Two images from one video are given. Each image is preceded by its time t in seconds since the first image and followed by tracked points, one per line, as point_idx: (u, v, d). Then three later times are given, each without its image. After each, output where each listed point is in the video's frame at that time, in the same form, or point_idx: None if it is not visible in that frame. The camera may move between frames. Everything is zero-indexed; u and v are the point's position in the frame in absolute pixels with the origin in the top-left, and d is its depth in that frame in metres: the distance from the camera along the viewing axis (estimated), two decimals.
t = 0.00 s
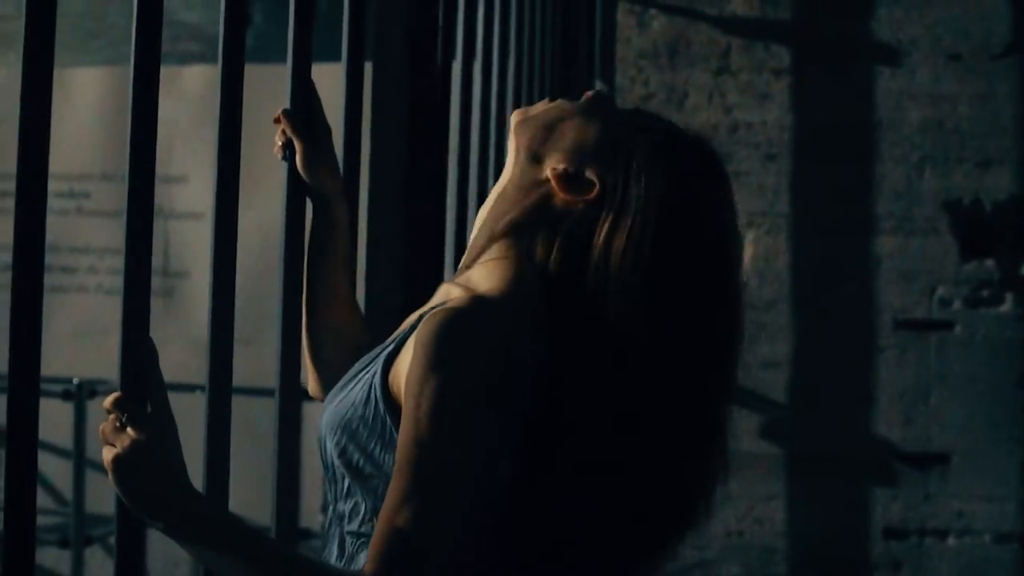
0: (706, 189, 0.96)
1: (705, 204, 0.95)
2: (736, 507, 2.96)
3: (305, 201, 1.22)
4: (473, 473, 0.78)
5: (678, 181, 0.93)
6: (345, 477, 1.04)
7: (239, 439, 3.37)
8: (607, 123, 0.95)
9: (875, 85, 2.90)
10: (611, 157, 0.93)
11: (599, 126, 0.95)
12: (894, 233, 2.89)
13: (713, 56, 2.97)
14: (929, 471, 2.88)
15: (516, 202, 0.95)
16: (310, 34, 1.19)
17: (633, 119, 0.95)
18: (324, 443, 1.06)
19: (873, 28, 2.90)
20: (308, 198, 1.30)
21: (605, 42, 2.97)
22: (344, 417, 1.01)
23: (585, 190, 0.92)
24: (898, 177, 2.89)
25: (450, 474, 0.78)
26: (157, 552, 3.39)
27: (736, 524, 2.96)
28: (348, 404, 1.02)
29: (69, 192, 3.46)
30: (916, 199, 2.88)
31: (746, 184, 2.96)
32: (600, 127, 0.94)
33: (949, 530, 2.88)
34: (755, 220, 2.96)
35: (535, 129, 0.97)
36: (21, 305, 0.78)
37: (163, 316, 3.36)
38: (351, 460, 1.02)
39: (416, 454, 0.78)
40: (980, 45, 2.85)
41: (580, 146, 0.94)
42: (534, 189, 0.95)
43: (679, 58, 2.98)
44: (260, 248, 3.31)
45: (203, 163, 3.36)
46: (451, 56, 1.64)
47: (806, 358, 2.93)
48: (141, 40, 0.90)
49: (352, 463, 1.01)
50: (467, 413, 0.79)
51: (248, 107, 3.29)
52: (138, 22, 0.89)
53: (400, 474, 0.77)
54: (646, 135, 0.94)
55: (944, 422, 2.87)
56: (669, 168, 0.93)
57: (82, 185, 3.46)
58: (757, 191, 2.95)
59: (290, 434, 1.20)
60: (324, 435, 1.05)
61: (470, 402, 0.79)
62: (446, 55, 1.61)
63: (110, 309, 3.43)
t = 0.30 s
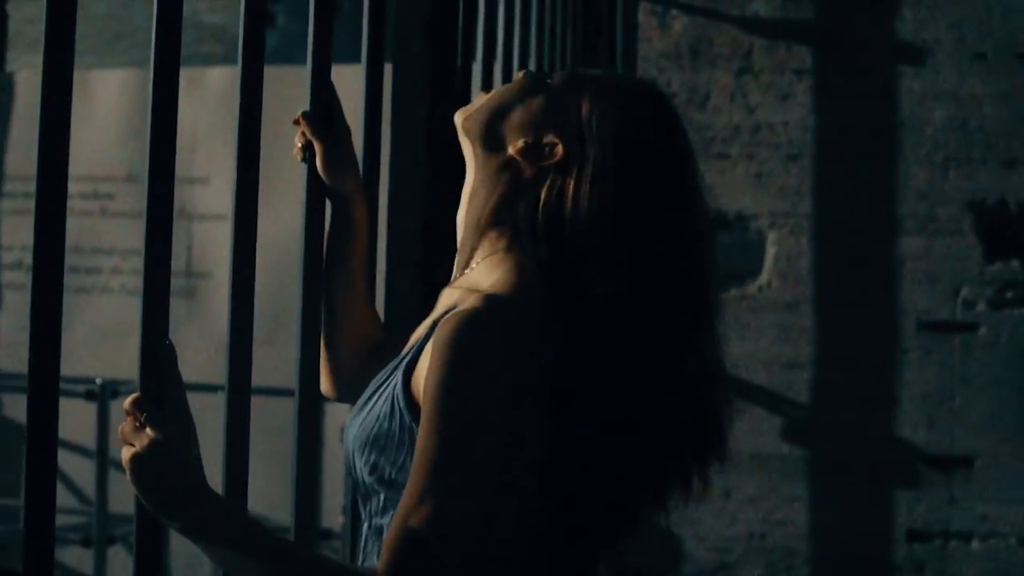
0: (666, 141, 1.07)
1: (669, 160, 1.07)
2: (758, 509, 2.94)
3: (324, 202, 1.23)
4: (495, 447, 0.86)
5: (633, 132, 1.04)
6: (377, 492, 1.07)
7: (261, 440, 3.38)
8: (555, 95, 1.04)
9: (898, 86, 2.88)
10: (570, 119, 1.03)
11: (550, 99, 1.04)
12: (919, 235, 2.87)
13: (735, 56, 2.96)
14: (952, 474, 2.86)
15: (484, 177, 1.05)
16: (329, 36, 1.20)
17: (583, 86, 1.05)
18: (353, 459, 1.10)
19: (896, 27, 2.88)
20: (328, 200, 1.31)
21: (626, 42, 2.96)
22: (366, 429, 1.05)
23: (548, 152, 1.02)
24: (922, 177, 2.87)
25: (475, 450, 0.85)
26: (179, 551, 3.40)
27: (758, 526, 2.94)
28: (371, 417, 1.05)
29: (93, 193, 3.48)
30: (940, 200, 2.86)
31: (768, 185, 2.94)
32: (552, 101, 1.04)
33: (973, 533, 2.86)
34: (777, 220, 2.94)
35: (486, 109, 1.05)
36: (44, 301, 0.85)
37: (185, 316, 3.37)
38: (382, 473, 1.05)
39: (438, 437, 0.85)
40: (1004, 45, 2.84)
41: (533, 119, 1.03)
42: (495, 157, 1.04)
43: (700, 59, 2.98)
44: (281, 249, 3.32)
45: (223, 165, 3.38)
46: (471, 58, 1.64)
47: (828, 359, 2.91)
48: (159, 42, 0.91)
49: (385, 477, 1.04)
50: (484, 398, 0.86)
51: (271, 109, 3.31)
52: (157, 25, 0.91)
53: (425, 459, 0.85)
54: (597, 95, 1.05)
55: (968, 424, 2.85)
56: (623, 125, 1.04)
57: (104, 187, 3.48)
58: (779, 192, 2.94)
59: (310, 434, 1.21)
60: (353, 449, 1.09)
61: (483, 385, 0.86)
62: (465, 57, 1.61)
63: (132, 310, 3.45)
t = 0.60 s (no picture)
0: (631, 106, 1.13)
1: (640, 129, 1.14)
2: (781, 513, 2.93)
3: (348, 204, 1.23)
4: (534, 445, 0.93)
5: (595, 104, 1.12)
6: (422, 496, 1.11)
7: (283, 441, 3.39)
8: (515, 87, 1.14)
9: (924, 86, 2.86)
10: (532, 104, 1.13)
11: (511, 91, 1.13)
12: (944, 237, 2.85)
13: (758, 58, 2.95)
14: (978, 478, 2.84)
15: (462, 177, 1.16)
16: (353, 39, 1.20)
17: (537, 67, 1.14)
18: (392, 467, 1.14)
19: (921, 28, 2.86)
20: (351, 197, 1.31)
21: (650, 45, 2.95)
22: (406, 434, 1.10)
23: (519, 141, 1.12)
24: (948, 179, 2.85)
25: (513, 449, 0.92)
26: (202, 553, 3.41)
27: (781, 530, 2.93)
28: (415, 426, 1.09)
29: (117, 196, 3.50)
30: (965, 202, 2.84)
31: (791, 188, 2.93)
32: (514, 93, 1.13)
33: (999, 538, 2.84)
34: (801, 223, 2.93)
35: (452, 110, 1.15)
36: (71, 301, 0.86)
37: (208, 319, 3.39)
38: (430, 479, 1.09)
39: (481, 438, 0.92)
40: None
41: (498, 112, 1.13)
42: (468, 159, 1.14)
43: (723, 61, 2.96)
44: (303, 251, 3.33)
45: (247, 168, 3.39)
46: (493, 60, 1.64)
47: (852, 362, 2.90)
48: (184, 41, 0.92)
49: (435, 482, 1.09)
50: (524, 400, 0.93)
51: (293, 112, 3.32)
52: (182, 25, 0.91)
53: (468, 456, 0.92)
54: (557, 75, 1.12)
55: (994, 428, 2.83)
56: (580, 99, 1.11)
57: (127, 190, 3.49)
58: (802, 194, 2.92)
59: (333, 436, 1.21)
60: (394, 458, 1.13)
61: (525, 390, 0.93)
62: (488, 59, 1.61)
63: (156, 312, 3.47)
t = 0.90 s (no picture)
0: (643, 103, 1.21)
1: (649, 125, 1.22)
2: (805, 515, 2.92)
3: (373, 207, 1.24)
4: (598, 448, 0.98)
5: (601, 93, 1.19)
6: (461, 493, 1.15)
7: (305, 442, 3.40)
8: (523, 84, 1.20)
9: (948, 87, 2.85)
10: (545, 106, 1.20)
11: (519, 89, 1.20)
12: (969, 238, 2.83)
13: (781, 59, 2.94)
14: (1003, 481, 2.81)
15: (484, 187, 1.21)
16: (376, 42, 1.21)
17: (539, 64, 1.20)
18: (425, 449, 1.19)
19: (946, 29, 2.85)
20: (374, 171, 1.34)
21: (674, 47, 2.94)
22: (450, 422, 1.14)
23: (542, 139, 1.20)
24: (972, 180, 2.83)
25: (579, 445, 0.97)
26: (226, 553, 3.42)
27: (804, 532, 2.92)
28: (463, 423, 1.13)
29: (142, 198, 3.52)
30: (991, 203, 2.82)
31: (815, 189, 2.92)
32: (524, 89, 1.19)
33: None
34: (825, 224, 2.92)
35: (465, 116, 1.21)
36: (93, 301, 0.86)
37: (232, 320, 3.40)
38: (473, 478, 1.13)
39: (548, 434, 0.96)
40: None
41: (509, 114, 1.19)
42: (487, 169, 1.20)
43: (746, 62, 2.96)
44: (325, 254, 3.34)
45: (271, 170, 3.40)
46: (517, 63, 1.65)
47: (877, 364, 2.88)
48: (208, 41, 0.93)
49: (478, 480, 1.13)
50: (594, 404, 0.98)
51: (316, 114, 3.33)
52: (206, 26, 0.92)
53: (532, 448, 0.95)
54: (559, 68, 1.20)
55: (1020, 431, 2.80)
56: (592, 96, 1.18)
57: (151, 192, 3.52)
58: (826, 195, 2.91)
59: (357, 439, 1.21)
60: (432, 451, 1.16)
61: (592, 383, 0.99)
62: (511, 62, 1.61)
63: (179, 313, 3.48)
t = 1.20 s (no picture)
0: (653, 98, 1.30)
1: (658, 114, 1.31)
2: (820, 515, 2.91)
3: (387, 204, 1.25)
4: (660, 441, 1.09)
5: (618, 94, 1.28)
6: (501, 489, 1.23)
7: (321, 441, 3.41)
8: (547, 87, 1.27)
9: (965, 85, 2.83)
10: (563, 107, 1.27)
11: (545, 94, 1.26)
12: (984, 237, 2.82)
13: (796, 57, 2.93)
14: (1020, 481, 2.80)
15: (517, 196, 1.28)
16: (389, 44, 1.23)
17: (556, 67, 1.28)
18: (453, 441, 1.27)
19: (962, 26, 2.83)
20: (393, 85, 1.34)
21: (687, 46, 2.94)
22: (494, 419, 1.23)
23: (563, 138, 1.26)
24: (989, 179, 2.82)
25: (640, 432, 1.07)
26: (241, 552, 3.44)
27: (820, 532, 2.91)
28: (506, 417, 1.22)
29: (158, 198, 3.54)
30: (1007, 201, 2.81)
31: (830, 187, 2.91)
32: (541, 97, 1.26)
33: None
34: (840, 223, 2.91)
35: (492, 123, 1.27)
36: (109, 298, 0.87)
37: (247, 320, 3.41)
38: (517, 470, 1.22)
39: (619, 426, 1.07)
40: None
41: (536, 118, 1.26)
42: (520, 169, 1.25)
43: (761, 60, 2.95)
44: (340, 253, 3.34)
45: (285, 170, 3.41)
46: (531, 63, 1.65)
47: (892, 363, 2.87)
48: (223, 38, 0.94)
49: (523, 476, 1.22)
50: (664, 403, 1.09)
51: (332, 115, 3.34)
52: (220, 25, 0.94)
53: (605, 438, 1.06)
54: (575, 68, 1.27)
55: None
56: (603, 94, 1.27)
57: (166, 192, 3.53)
58: (841, 194, 2.90)
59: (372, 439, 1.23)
60: (471, 442, 1.24)
61: (659, 381, 1.10)
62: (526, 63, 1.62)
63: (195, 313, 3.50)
